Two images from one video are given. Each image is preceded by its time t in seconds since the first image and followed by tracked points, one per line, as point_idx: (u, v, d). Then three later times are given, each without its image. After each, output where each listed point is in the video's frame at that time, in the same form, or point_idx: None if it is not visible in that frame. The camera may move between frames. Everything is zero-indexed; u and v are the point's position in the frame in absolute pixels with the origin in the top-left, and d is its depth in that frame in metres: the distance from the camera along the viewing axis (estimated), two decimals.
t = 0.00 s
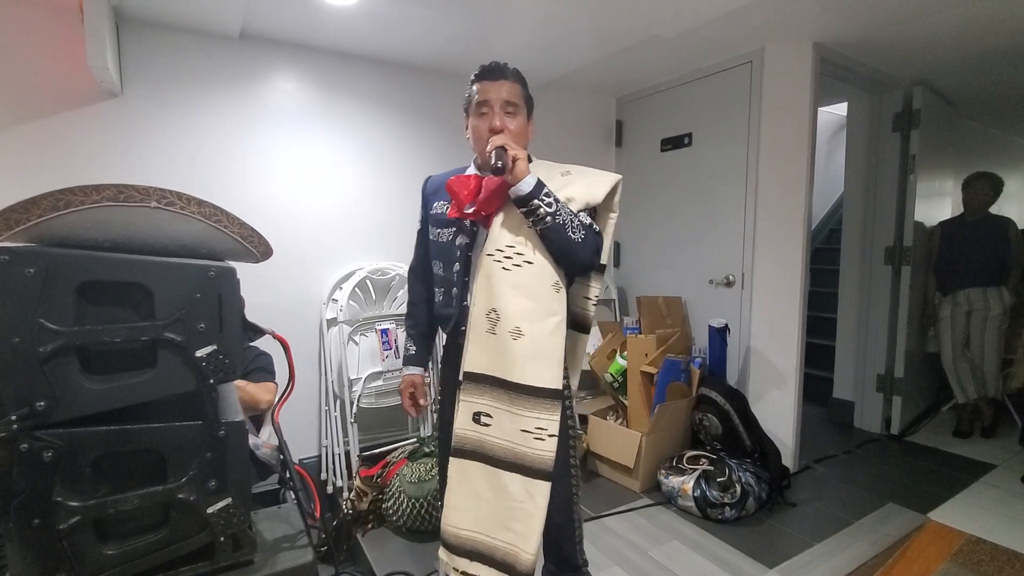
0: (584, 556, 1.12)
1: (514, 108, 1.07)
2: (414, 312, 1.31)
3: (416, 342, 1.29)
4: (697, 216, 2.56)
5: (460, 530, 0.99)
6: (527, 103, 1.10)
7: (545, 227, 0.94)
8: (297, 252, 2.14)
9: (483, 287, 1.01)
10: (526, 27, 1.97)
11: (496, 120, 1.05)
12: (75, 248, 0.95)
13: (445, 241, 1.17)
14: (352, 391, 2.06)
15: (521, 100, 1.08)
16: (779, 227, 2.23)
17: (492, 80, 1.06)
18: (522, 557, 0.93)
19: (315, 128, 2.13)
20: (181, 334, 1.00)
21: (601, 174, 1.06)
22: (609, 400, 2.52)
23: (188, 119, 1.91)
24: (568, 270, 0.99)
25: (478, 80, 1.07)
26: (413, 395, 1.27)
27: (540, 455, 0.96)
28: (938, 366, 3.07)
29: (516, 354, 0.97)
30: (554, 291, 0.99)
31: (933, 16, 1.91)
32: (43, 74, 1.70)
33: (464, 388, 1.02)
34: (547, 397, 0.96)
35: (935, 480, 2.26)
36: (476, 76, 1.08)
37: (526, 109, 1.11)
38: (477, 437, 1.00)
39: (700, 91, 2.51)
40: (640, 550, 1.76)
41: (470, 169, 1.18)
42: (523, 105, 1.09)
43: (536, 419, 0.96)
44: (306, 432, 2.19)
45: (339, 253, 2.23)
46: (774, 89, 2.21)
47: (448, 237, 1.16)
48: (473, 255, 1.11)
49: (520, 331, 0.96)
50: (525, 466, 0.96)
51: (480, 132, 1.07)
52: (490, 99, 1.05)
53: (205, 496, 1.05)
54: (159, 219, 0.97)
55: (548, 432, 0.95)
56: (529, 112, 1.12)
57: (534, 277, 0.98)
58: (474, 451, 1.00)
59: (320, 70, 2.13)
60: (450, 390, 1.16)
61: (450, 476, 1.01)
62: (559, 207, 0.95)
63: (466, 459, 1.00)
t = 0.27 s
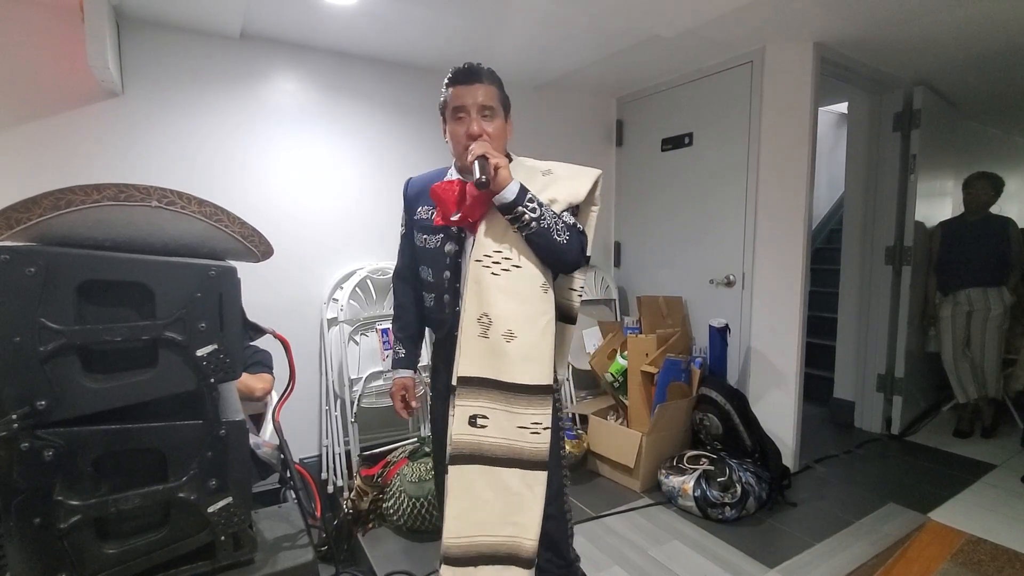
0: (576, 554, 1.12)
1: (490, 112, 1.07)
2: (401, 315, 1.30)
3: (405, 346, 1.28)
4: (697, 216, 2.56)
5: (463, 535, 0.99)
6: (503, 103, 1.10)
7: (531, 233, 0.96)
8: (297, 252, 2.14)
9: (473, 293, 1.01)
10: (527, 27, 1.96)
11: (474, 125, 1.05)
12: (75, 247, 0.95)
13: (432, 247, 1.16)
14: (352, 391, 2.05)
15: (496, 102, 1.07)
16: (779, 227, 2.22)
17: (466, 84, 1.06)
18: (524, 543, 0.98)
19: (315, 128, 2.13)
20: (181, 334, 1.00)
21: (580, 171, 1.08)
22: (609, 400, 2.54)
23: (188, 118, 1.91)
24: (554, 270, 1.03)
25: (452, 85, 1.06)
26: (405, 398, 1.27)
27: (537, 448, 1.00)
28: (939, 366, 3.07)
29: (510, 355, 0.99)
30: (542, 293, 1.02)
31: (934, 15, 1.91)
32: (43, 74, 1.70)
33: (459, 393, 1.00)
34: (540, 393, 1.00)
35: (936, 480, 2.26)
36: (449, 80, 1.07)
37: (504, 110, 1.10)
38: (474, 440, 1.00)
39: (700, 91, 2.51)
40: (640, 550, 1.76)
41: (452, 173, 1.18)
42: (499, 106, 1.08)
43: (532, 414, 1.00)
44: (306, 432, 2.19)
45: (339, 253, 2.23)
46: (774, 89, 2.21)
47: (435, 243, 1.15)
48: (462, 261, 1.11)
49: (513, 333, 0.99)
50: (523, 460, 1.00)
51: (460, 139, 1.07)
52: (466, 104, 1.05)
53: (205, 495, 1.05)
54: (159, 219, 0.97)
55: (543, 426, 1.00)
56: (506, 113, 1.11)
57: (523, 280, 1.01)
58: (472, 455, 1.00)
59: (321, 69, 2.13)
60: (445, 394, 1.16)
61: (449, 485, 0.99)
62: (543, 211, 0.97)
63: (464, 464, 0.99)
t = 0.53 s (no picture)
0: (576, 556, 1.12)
1: (485, 114, 1.07)
2: (401, 314, 1.30)
3: (404, 343, 1.29)
4: (698, 217, 2.56)
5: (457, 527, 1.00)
6: (499, 105, 1.10)
7: (521, 238, 0.95)
8: (299, 252, 2.14)
9: (466, 297, 1.02)
10: (530, 27, 1.97)
11: (468, 128, 1.05)
12: (78, 247, 0.96)
13: (428, 250, 1.16)
14: (353, 391, 2.05)
15: (492, 103, 1.07)
16: (780, 228, 2.22)
17: (461, 86, 1.06)
18: (517, 534, 1.00)
19: (315, 128, 2.13)
20: (184, 333, 1.01)
21: (577, 174, 1.07)
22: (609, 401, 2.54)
23: (189, 118, 1.91)
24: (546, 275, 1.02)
25: (447, 86, 1.07)
26: (403, 395, 1.26)
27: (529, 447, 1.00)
28: (940, 368, 3.07)
29: (502, 358, 1.00)
30: (535, 297, 1.02)
31: (935, 17, 1.91)
32: (44, 74, 1.70)
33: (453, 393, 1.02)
34: (533, 395, 1.00)
35: (936, 482, 2.26)
36: (445, 82, 1.07)
37: (499, 112, 1.10)
38: (467, 439, 1.02)
39: (701, 92, 2.51)
40: (641, 550, 1.76)
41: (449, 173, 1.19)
42: (495, 108, 1.08)
43: (525, 414, 1.00)
44: (307, 432, 2.19)
45: (339, 253, 2.23)
46: (775, 90, 2.21)
47: (431, 246, 1.15)
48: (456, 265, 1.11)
49: (505, 337, 0.99)
50: (516, 458, 1.00)
51: (454, 140, 1.08)
52: (460, 107, 1.06)
53: (207, 495, 1.05)
54: (162, 218, 0.98)
55: (536, 426, 1.00)
56: (502, 114, 1.11)
57: (516, 285, 1.01)
58: (465, 452, 1.02)
59: (323, 70, 2.13)
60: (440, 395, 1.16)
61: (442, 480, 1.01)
62: (534, 215, 0.96)
63: (457, 461, 1.01)
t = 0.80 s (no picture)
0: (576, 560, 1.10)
1: (495, 109, 1.07)
2: (411, 305, 1.32)
3: (413, 335, 1.31)
4: (699, 218, 2.56)
5: (454, 508, 1.07)
6: (513, 101, 1.09)
7: (517, 230, 0.94)
8: (300, 252, 2.14)
9: (465, 293, 1.05)
10: (532, 27, 1.96)
11: (475, 121, 1.07)
12: (81, 246, 0.95)
13: (435, 244, 1.18)
14: (354, 391, 2.05)
15: (503, 99, 1.07)
16: (781, 229, 2.22)
17: (473, 80, 1.07)
18: (508, 533, 1.00)
19: (317, 128, 2.14)
20: (186, 333, 1.01)
21: (587, 172, 1.07)
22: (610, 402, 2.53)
23: (190, 118, 1.91)
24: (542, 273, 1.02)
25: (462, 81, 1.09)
26: (410, 386, 1.27)
27: (522, 449, 1.00)
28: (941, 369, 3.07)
29: (496, 355, 1.01)
30: (533, 296, 1.02)
31: (938, 18, 1.91)
32: (46, 73, 1.70)
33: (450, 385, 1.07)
34: (527, 396, 1.00)
35: (937, 483, 2.26)
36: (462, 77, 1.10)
37: (513, 108, 1.10)
38: (464, 430, 1.07)
39: (703, 93, 2.51)
40: (641, 551, 1.76)
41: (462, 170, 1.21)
42: (507, 104, 1.08)
43: (517, 414, 1.00)
44: (308, 432, 2.19)
45: (340, 253, 2.23)
46: (777, 90, 2.21)
47: (437, 240, 1.17)
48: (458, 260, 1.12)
49: (499, 334, 1.01)
50: (508, 458, 1.00)
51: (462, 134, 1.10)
52: (469, 101, 1.07)
53: (209, 494, 1.05)
54: (164, 218, 0.98)
55: (528, 427, 0.99)
56: (517, 110, 1.11)
57: (512, 282, 1.01)
58: (461, 442, 1.07)
59: (324, 70, 2.13)
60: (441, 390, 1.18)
61: (441, 463, 1.09)
62: (532, 208, 0.95)
63: (453, 448, 1.08)
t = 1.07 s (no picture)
0: (577, 562, 1.12)
1: (518, 107, 1.08)
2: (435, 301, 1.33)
3: (432, 331, 1.30)
4: (701, 219, 2.56)
5: (459, 507, 1.09)
6: (539, 102, 1.09)
7: (516, 217, 0.94)
8: (301, 252, 2.14)
9: (470, 284, 1.07)
10: (534, 28, 1.96)
11: (497, 119, 1.09)
12: (83, 246, 0.96)
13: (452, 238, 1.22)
14: (355, 391, 2.05)
15: (529, 98, 1.08)
16: (783, 230, 2.22)
17: (501, 79, 1.09)
18: (503, 545, 1.00)
19: (319, 128, 2.14)
20: (188, 332, 1.01)
21: (607, 172, 1.04)
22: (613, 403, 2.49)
23: (191, 118, 1.91)
24: (543, 266, 0.99)
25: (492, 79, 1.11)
26: (423, 380, 1.28)
27: (516, 455, 0.98)
28: (943, 372, 3.06)
29: (495, 349, 1.01)
30: (534, 290, 1.00)
31: (941, 20, 1.91)
32: (49, 72, 1.70)
33: (456, 379, 1.10)
34: (522, 397, 0.98)
35: (939, 486, 2.25)
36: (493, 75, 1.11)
37: (539, 108, 1.10)
38: (467, 427, 1.08)
39: (705, 95, 2.51)
40: (641, 552, 1.76)
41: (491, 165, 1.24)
42: (532, 104, 1.09)
43: (511, 418, 0.99)
44: (308, 432, 2.19)
45: (341, 253, 2.22)
46: (780, 92, 2.21)
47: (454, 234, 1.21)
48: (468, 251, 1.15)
49: (496, 328, 1.01)
50: (502, 461, 1.01)
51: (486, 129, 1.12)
52: (495, 98, 1.09)
53: (210, 494, 1.05)
54: (166, 218, 0.98)
55: (520, 432, 0.98)
56: (544, 111, 1.11)
57: (512, 275, 1.00)
58: (466, 439, 1.09)
59: (326, 70, 2.13)
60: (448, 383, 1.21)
61: (448, 460, 1.10)
62: (534, 197, 0.94)
63: (459, 445, 1.09)
